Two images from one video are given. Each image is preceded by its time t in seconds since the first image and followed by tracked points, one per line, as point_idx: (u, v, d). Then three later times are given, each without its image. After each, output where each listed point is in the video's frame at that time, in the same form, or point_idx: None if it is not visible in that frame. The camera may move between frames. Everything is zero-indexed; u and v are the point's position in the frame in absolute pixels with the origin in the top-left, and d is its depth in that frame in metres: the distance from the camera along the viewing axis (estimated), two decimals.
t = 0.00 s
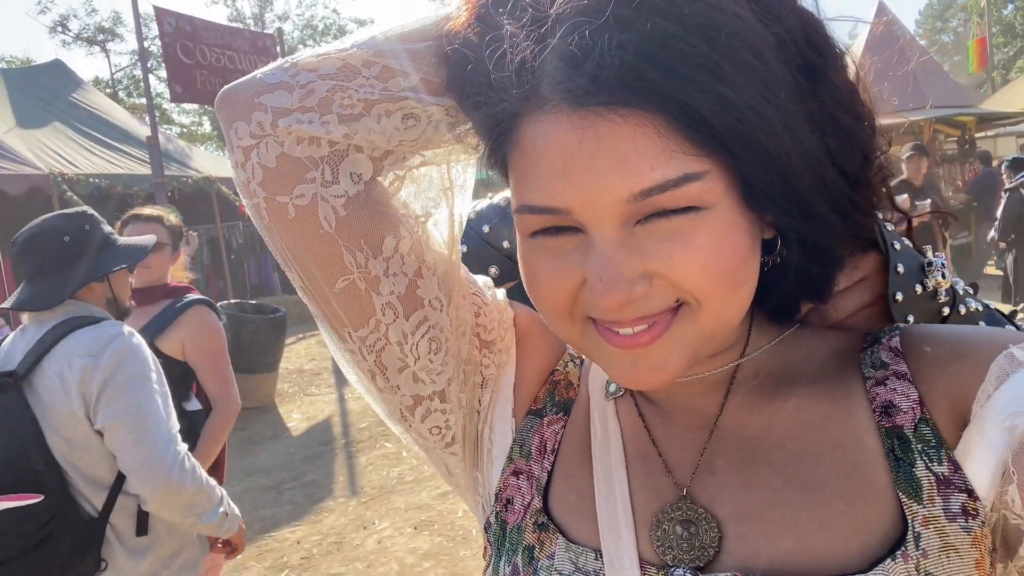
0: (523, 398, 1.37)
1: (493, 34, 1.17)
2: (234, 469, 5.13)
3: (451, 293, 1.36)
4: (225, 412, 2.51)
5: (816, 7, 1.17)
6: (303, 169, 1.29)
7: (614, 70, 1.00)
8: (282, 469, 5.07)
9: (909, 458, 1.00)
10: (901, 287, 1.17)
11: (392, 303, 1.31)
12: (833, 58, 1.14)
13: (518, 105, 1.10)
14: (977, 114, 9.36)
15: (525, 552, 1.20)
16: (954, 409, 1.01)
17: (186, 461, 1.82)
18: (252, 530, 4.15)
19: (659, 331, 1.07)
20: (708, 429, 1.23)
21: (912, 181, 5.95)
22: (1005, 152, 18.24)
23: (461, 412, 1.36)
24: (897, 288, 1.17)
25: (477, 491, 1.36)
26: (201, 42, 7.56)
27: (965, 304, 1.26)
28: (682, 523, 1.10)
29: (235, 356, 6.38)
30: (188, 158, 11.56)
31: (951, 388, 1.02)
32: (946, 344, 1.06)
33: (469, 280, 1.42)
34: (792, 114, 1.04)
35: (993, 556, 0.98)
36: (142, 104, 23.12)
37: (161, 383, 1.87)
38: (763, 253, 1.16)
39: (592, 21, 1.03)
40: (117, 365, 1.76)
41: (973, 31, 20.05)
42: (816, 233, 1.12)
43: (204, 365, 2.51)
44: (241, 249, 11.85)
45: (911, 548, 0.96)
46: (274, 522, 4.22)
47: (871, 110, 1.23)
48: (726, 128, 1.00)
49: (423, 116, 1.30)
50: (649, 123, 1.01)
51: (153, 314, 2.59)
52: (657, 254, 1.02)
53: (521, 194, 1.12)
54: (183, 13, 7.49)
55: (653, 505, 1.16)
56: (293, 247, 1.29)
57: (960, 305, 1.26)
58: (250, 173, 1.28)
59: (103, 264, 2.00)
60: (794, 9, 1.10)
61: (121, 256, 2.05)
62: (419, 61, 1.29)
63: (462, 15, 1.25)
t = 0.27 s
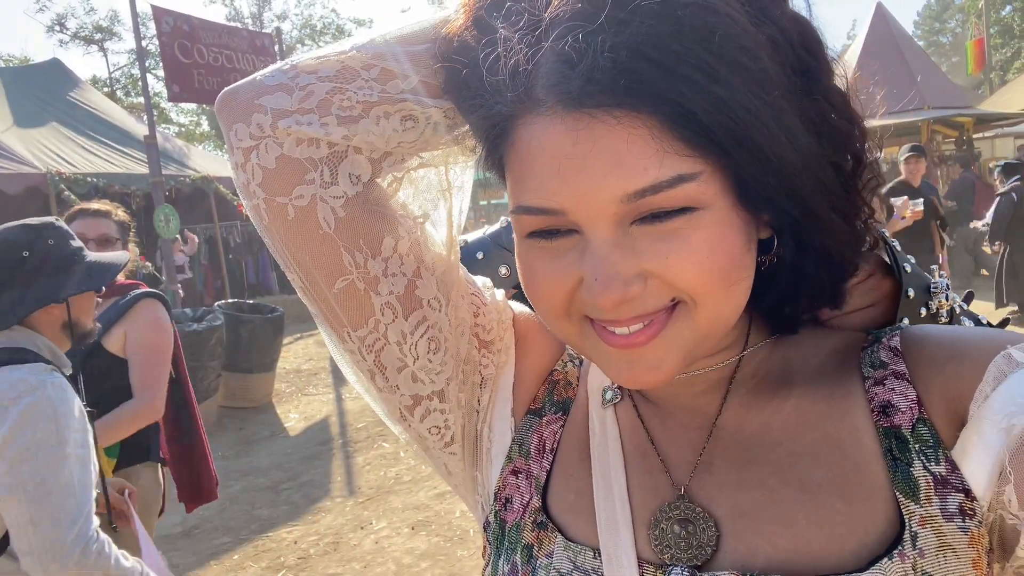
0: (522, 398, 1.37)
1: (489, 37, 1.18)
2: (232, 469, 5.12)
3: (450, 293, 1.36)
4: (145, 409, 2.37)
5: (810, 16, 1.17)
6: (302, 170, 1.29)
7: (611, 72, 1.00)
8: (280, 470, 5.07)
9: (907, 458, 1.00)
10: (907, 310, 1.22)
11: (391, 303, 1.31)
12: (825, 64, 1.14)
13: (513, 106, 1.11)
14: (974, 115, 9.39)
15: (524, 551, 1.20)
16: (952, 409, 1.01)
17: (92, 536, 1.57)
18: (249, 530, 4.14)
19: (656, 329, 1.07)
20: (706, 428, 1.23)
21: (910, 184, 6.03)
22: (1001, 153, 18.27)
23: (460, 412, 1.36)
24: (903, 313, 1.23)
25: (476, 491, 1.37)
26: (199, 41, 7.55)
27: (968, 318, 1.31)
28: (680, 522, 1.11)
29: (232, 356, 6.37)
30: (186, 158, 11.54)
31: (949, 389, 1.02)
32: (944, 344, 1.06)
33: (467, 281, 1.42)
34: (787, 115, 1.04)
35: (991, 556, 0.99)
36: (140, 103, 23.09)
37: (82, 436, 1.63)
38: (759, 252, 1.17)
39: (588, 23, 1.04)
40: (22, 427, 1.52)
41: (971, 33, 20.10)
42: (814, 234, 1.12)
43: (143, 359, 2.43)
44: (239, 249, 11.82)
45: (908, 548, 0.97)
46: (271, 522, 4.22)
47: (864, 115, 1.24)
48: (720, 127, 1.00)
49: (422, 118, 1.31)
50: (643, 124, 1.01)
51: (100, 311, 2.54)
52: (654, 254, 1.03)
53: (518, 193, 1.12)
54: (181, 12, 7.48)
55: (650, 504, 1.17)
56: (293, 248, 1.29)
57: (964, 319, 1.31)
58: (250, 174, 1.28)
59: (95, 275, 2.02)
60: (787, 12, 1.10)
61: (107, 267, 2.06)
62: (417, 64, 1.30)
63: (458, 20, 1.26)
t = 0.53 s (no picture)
0: (529, 392, 1.37)
1: (495, 33, 1.19)
2: (231, 468, 5.11)
3: (457, 287, 1.36)
4: (52, 417, 2.18)
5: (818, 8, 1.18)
6: (311, 165, 1.29)
7: (619, 65, 1.01)
8: (278, 468, 5.06)
9: (913, 453, 1.01)
10: (906, 301, 1.20)
11: (398, 297, 1.31)
12: (831, 59, 1.14)
13: (518, 99, 1.11)
14: (972, 115, 9.40)
15: (530, 543, 1.21)
16: (959, 404, 1.02)
17: None
18: (248, 528, 4.14)
19: (663, 321, 1.07)
20: (713, 422, 1.24)
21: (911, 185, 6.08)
22: (999, 153, 18.30)
23: (467, 406, 1.36)
24: (902, 303, 1.21)
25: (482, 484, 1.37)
26: (197, 39, 7.54)
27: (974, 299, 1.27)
28: (686, 516, 1.11)
29: (231, 355, 6.37)
30: (184, 156, 11.53)
31: (955, 383, 1.03)
32: (951, 339, 1.06)
33: (475, 276, 1.43)
34: (793, 110, 1.04)
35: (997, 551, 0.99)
36: (138, 101, 23.06)
37: None
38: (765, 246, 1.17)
39: (594, 17, 1.05)
40: None
41: (969, 33, 20.14)
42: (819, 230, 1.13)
43: (68, 369, 2.26)
44: (237, 248, 11.80)
45: (914, 541, 0.97)
46: (270, 520, 4.22)
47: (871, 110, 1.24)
48: (722, 121, 1.00)
49: (429, 113, 1.32)
50: (646, 117, 1.01)
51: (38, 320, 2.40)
52: (662, 246, 1.03)
53: (525, 185, 1.13)
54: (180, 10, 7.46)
55: (656, 498, 1.17)
56: (301, 242, 1.30)
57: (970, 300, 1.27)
58: (260, 168, 1.29)
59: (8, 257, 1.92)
60: (790, 8, 1.10)
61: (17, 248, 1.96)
62: (424, 59, 1.31)
63: (465, 16, 1.27)
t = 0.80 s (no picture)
0: (534, 389, 1.38)
1: (502, 30, 1.19)
2: (229, 466, 5.11)
3: (462, 285, 1.37)
4: None
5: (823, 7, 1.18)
6: (318, 162, 1.29)
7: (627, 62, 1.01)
8: (276, 467, 5.06)
9: (918, 452, 1.01)
10: (916, 303, 1.22)
11: (405, 294, 1.32)
12: (837, 57, 1.14)
13: (525, 96, 1.11)
14: (969, 115, 9.41)
15: (535, 540, 1.21)
16: (965, 403, 1.02)
17: None
18: (246, 527, 4.14)
19: (669, 318, 1.08)
20: (718, 420, 1.24)
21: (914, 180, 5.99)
22: (996, 152, 18.33)
23: (472, 403, 1.37)
24: (912, 305, 1.22)
25: (486, 482, 1.37)
26: (195, 37, 7.52)
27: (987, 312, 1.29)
28: (691, 514, 1.11)
29: (228, 353, 6.35)
30: (182, 154, 11.51)
31: (961, 383, 1.03)
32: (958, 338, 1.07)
33: (480, 274, 1.44)
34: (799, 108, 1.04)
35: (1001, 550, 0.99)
36: (135, 99, 23.02)
37: None
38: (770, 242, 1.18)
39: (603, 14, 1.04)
40: None
41: (966, 33, 20.17)
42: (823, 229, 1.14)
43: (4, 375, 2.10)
44: (234, 246, 11.78)
45: (919, 541, 0.97)
46: (267, 519, 4.21)
47: (882, 107, 1.25)
48: (727, 119, 1.01)
49: (436, 110, 1.32)
50: (652, 112, 1.01)
51: None
52: (668, 241, 1.03)
53: (531, 179, 1.12)
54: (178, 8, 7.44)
55: (661, 496, 1.17)
56: (307, 237, 1.29)
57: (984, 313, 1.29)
58: (266, 165, 1.28)
59: None
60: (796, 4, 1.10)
61: None
62: (430, 57, 1.31)
63: (471, 15, 1.28)
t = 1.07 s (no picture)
0: (540, 392, 1.37)
1: (508, 31, 1.18)
2: (226, 466, 5.09)
3: (467, 287, 1.36)
4: None
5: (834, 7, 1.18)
6: (323, 163, 1.28)
7: (635, 62, 1.00)
8: (273, 467, 5.04)
9: (927, 458, 1.00)
10: (941, 292, 1.16)
11: (409, 295, 1.31)
12: (848, 57, 1.13)
13: (532, 97, 1.11)
14: (967, 115, 9.41)
15: (540, 544, 1.20)
16: (973, 410, 1.02)
17: None
18: (243, 527, 4.12)
19: (675, 318, 1.07)
20: (724, 424, 1.23)
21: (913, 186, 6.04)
22: (993, 152, 18.40)
23: (477, 405, 1.36)
24: (938, 293, 1.16)
25: (491, 485, 1.36)
26: (193, 35, 7.50)
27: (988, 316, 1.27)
28: (697, 519, 1.11)
29: (225, 352, 6.34)
30: (179, 153, 11.48)
31: (971, 389, 1.02)
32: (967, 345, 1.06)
33: (485, 277, 1.44)
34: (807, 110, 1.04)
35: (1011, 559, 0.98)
36: (132, 98, 23.00)
37: None
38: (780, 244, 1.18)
39: (611, 14, 1.04)
40: None
41: (963, 34, 20.19)
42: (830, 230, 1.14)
43: None
44: (232, 245, 11.75)
45: (927, 548, 0.97)
46: (264, 519, 4.20)
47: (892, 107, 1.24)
48: (733, 119, 1.00)
49: (442, 112, 1.32)
50: (656, 112, 1.01)
51: None
52: (676, 241, 1.03)
53: (537, 179, 1.12)
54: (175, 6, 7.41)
55: (667, 500, 1.17)
56: (310, 238, 1.28)
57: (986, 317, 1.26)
58: (272, 167, 1.27)
59: None
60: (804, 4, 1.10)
61: None
62: (436, 60, 1.31)
63: (476, 18, 1.27)
